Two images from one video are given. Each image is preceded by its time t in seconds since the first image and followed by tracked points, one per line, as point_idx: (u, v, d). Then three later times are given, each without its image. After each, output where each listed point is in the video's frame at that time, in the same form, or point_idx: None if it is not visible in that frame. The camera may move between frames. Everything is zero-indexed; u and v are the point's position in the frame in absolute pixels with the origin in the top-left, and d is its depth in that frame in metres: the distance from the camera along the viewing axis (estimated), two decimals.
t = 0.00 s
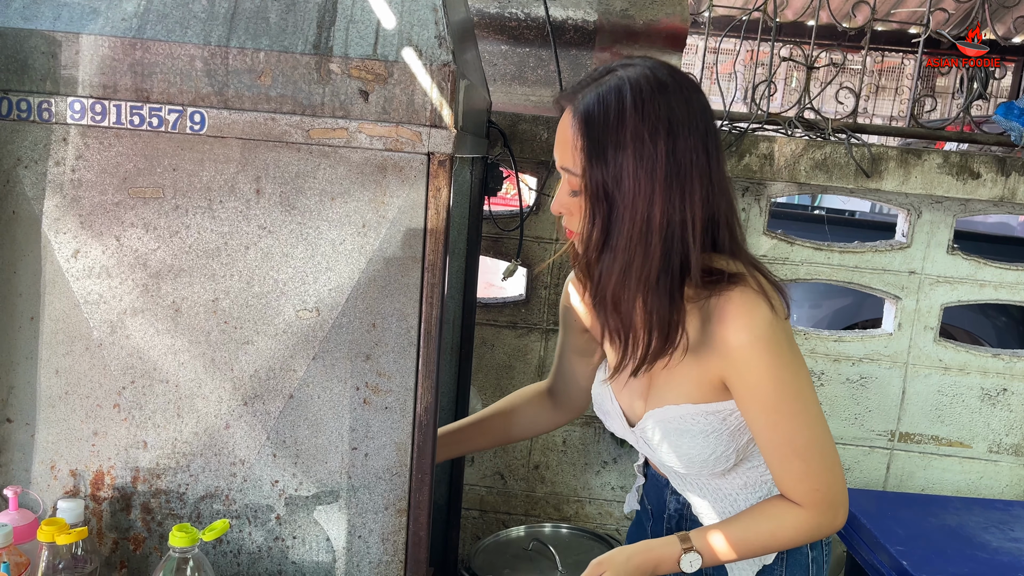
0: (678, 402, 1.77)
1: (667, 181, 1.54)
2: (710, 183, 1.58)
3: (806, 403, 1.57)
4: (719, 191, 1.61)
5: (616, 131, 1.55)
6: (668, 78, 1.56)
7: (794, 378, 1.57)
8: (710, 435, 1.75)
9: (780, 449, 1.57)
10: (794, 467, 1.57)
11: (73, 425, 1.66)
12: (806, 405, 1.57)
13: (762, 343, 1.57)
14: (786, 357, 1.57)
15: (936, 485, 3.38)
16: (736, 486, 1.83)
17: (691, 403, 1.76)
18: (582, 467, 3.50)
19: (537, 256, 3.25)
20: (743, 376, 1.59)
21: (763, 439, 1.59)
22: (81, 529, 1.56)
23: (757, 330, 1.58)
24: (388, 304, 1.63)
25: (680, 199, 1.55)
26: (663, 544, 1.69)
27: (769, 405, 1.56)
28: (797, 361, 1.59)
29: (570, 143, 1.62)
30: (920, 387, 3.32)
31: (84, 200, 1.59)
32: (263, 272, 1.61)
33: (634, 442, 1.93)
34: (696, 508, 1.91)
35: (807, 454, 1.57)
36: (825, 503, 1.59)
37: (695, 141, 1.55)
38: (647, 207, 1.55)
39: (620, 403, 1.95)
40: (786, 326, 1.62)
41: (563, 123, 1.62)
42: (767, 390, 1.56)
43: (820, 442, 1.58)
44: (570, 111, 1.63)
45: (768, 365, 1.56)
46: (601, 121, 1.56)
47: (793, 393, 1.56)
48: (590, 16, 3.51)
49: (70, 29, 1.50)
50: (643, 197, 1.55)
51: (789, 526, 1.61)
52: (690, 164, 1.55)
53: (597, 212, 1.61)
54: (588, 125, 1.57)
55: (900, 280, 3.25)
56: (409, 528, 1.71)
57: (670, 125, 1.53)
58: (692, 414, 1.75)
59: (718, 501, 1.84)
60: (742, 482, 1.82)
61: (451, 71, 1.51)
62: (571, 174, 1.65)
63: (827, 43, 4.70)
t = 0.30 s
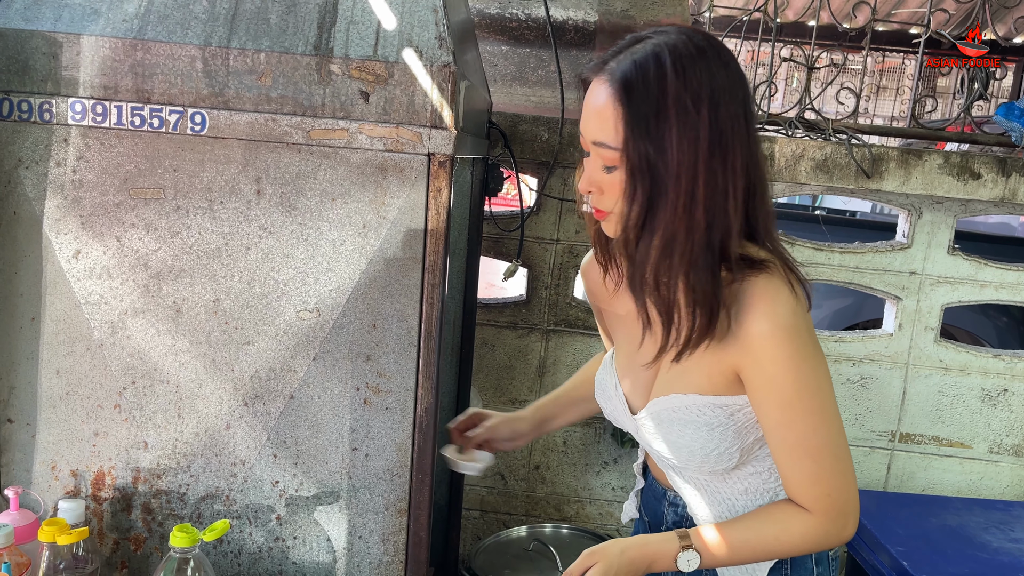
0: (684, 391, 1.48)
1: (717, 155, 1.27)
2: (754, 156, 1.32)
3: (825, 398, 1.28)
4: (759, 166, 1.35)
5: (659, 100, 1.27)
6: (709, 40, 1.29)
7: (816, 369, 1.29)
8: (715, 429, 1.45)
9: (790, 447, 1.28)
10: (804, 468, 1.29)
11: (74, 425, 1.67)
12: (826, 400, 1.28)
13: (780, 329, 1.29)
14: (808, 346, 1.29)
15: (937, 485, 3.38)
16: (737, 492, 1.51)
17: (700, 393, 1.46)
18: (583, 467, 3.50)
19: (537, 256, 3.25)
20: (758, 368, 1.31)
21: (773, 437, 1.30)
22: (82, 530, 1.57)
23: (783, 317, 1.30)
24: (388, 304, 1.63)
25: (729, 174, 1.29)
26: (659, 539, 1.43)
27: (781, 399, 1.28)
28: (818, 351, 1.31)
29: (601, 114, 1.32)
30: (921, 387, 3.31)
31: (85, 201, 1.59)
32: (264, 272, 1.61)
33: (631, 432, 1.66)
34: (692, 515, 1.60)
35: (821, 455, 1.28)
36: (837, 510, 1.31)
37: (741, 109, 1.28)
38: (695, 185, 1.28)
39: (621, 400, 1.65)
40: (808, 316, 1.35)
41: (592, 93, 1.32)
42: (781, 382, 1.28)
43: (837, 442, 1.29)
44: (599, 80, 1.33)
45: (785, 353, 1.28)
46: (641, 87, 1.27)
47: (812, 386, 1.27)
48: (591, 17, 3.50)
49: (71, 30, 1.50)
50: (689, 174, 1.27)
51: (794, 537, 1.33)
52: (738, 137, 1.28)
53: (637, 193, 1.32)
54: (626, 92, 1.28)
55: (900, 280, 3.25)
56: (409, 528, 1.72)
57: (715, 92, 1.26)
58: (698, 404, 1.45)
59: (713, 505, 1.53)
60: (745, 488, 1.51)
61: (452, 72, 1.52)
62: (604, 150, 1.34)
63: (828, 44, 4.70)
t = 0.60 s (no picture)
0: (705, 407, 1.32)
1: (762, 147, 1.16)
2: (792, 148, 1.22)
3: (863, 412, 1.12)
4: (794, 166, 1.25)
5: (702, 89, 1.15)
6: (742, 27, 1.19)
7: (854, 380, 1.14)
8: (741, 446, 1.28)
9: (822, 465, 1.13)
10: (835, 488, 1.12)
11: (74, 425, 1.67)
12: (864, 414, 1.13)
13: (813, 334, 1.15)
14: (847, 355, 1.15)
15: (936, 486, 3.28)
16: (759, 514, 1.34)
17: (725, 407, 1.30)
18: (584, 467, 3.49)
19: (538, 256, 3.24)
20: (789, 378, 1.17)
21: (802, 455, 1.15)
22: (82, 530, 1.57)
23: (815, 321, 1.16)
24: (388, 305, 1.63)
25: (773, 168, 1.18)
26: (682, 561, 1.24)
27: (813, 412, 1.13)
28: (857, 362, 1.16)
29: (632, 106, 1.19)
30: (921, 387, 3.22)
31: (85, 201, 1.59)
32: (265, 273, 1.62)
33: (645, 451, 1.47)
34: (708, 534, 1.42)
35: (856, 474, 1.12)
36: (870, 531, 1.14)
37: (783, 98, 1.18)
38: (742, 179, 1.16)
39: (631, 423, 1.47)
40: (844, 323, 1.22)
41: (624, 86, 1.19)
42: (814, 393, 1.13)
43: (876, 461, 1.13)
44: (625, 70, 1.21)
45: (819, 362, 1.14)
46: (680, 74, 1.15)
47: (852, 399, 1.12)
48: (592, 18, 3.50)
49: (72, 31, 1.51)
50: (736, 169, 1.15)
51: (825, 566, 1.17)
52: (779, 131, 1.18)
53: (679, 192, 1.19)
54: (664, 80, 1.16)
55: (900, 280, 3.17)
56: (409, 528, 1.72)
57: (759, 78, 1.15)
58: (723, 418, 1.29)
59: (733, 525, 1.37)
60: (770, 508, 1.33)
61: (452, 72, 1.52)
62: (636, 146, 1.20)
63: (829, 44, 4.69)
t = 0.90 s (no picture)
0: (731, 443, 1.39)
1: (774, 166, 1.21)
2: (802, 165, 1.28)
3: (897, 435, 1.19)
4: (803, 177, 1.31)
5: (711, 106, 1.18)
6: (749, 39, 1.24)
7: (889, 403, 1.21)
8: (777, 480, 1.36)
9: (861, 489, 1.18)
10: (882, 510, 1.18)
11: (74, 425, 1.67)
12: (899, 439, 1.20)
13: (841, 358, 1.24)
14: (877, 379, 1.22)
15: (937, 487, 3.21)
16: (791, 542, 1.42)
17: (755, 441, 1.37)
18: (584, 467, 3.41)
19: (538, 256, 3.24)
20: (822, 405, 1.24)
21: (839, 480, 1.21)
22: (82, 529, 1.57)
23: (843, 346, 1.25)
24: (388, 304, 1.63)
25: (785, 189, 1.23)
26: None
27: (848, 437, 1.19)
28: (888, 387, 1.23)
29: (634, 123, 1.21)
30: (922, 388, 3.16)
31: (85, 201, 1.59)
32: (265, 273, 1.61)
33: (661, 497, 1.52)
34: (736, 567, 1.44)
35: (895, 496, 1.18)
36: (916, 550, 1.19)
37: (791, 116, 1.24)
38: (751, 202, 1.21)
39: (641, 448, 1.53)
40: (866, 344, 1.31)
41: (625, 103, 1.22)
42: (849, 418, 1.20)
43: (913, 483, 1.19)
44: (626, 84, 1.24)
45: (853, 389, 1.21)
46: (690, 92, 1.19)
47: (887, 422, 1.19)
48: (592, 18, 3.48)
49: (71, 31, 1.51)
50: (747, 190, 1.21)
51: None
52: (790, 149, 1.23)
53: (684, 214, 1.23)
54: (669, 99, 1.19)
55: (901, 280, 3.13)
56: (408, 528, 1.72)
57: (768, 96, 1.20)
58: (756, 453, 1.36)
59: (769, 556, 1.42)
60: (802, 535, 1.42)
61: (452, 72, 1.52)
62: (638, 166, 1.21)
63: (830, 44, 4.68)
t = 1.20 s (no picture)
0: (740, 473, 1.45)
1: (758, 191, 1.21)
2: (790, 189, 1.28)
3: (910, 454, 1.26)
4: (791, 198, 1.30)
5: (693, 125, 1.18)
6: (737, 56, 1.23)
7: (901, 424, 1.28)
8: (793, 509, 1.41)
9: (878, 510, 1.25)
10: (896, 528, 1.25)
11: (75, 424, 1.67)
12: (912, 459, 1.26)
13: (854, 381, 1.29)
14: (890, 401, 1.28)
15: (939, 487, 3.20)
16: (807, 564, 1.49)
17: (764, 471, 1.43)
18: (585, 467, 3.40)
19: (538, 257, 3.24)
20: (836, 429, 1.30)
21: (856, 502, 1.27)
22: (82, 529, 1.56)
23: (852, 371, 1.30)
24: (388, 304, 1.63)
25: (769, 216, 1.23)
26: None
27: (863, 461, 1.26)
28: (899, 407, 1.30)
29: (611, 142, 1.20)
30: (923, 388, 3.15)
31: (86, 201, 1.59)
32: (265, 272, 1.61)
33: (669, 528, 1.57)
34: None
35: (912, 513, 1.25)
36: (931, 563, 1.26)
37: (778, 137, 1.23)
38: (734, 229, 1.21)
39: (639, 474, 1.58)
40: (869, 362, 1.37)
41: (604, 123, 1.22)
42: (863, 443, 1.26)
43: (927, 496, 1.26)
44: (606, 101, 1.23)
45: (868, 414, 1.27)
46: (672, 112, 1.18)
47: (902, 443, 1.26)
48: (593, 17, 3.46)
49: (72, 30, 1.51)
50: (730, 215, 1.20)
51: None
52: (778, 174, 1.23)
53: (660, 240, 1.22)
54: (648, 119, 1.19)
55: (902, 281, 3.12)
56: (409, 528, 1.72)
57: (754, 116, 1.20)
58: (769, 484, 1.41)
59: None
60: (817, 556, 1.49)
61: (452, 72, 1.52)
62: (613, 188, 1.20)
63: (831, 44, 4.67)
